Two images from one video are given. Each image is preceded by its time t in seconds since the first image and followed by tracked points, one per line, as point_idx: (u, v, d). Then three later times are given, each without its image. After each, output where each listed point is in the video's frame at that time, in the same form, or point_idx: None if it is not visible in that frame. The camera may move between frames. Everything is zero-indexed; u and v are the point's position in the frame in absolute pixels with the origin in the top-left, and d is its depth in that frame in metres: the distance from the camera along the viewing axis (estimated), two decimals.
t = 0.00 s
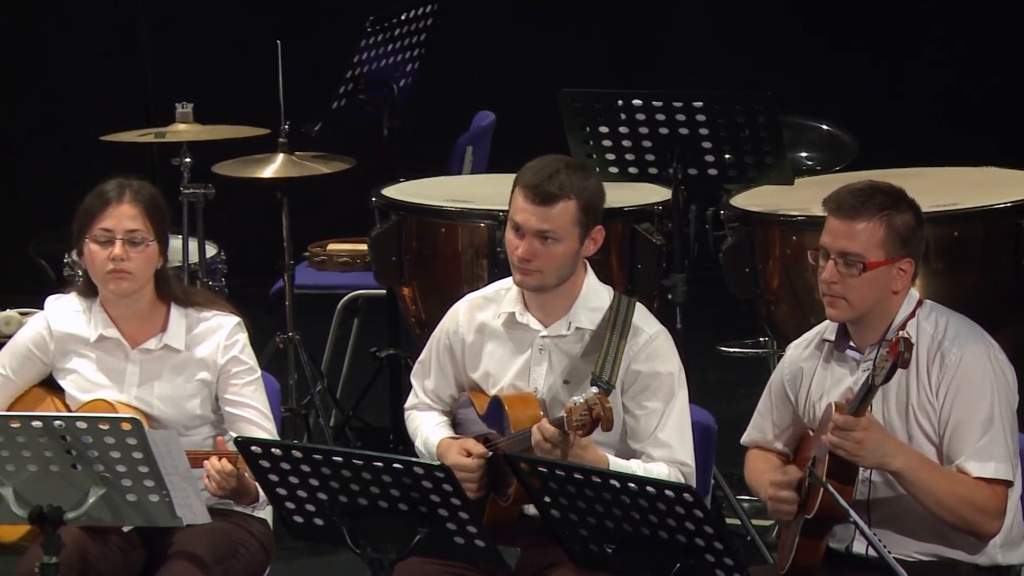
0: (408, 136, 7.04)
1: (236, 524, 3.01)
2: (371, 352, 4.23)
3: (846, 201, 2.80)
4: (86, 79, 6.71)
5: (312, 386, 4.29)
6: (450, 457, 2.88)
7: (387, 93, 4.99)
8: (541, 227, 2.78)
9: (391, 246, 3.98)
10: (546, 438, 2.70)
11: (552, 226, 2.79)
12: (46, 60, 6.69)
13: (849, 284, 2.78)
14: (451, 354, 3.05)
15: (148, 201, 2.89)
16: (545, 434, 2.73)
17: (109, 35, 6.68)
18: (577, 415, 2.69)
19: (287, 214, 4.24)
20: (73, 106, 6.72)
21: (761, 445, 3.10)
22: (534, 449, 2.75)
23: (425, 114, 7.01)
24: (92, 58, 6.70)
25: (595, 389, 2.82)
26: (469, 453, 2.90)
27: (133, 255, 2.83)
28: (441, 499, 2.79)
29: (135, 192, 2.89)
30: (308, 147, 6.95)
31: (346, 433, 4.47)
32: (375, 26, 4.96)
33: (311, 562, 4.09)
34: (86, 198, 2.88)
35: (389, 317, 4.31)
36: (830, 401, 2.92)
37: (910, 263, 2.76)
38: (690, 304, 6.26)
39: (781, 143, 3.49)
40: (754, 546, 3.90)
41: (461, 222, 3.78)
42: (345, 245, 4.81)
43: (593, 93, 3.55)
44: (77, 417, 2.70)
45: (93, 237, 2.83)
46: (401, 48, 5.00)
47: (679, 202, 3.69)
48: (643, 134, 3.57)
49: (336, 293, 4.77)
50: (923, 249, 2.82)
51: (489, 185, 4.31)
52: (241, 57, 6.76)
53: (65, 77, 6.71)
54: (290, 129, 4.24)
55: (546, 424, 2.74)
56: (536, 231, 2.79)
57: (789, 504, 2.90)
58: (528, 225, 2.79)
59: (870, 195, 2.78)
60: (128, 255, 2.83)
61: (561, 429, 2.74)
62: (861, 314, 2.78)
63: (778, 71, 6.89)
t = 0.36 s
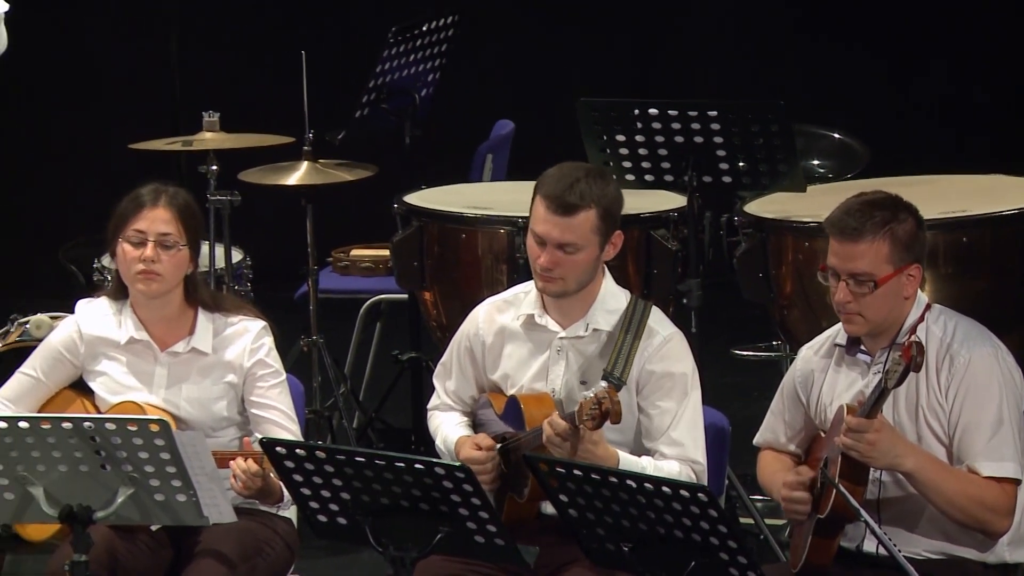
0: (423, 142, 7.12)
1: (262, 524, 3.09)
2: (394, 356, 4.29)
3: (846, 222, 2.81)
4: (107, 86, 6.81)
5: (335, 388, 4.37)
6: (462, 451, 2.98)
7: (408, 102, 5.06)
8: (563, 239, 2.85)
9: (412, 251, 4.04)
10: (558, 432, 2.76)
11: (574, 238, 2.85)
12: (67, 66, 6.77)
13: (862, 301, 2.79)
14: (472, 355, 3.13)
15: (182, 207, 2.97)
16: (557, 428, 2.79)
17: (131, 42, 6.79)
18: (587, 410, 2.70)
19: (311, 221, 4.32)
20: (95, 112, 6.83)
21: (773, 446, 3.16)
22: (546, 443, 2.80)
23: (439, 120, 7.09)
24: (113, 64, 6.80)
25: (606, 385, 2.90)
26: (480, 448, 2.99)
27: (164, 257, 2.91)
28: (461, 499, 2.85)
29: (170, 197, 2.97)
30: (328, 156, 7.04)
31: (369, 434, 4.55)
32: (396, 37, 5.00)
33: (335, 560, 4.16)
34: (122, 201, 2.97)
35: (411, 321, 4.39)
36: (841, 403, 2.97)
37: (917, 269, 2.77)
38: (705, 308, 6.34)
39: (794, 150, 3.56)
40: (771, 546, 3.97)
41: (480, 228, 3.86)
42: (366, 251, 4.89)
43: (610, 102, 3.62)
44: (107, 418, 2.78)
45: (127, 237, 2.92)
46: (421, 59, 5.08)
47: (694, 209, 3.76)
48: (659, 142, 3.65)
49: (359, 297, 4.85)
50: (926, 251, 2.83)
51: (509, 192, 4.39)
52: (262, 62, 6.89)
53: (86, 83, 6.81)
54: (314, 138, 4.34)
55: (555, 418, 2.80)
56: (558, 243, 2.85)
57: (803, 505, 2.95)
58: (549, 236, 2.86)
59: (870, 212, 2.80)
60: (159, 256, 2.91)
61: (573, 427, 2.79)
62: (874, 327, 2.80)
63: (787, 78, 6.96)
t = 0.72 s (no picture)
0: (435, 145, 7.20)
1: (282, 520, 3.16)
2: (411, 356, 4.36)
3: (854, 227, 2.87)
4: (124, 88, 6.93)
5: (354, 388, 4.45)
6: (485, 453, 3.02)
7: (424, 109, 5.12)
8: (579, 249, 2.93)
9: (429, 253, 4.13)
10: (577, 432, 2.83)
11: (589, 248, 2.93)
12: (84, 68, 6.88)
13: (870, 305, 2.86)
14: (487, 356, 3.20)
15: (208, 211, 3.07)
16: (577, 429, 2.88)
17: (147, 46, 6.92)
18: (608, 412, 2.80)
19: (331, 225, 4.40)
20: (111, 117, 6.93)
21: (782, 444, 3.23)
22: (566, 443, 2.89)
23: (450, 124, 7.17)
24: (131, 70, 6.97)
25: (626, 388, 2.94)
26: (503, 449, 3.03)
27: (190, 259, 3.01)
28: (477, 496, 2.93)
29: (198, 201, 3.08)
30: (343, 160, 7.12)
31: (387, 433, 4.63)
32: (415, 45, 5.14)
33: (354, 556, 4.25)
34: (151, 205, 3.08)
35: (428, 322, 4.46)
36: (848, 403, 3.04)
37: (923, 273, 2.84)
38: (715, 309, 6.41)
39: (802, 156, 3.62)
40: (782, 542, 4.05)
41: (496, 232, 3.93)
42: (385, 253, 4.98)
43: (622, 109, 3.68)
44: (133, 417, 2.84)
45: (155, 239, 3.02)
46: (438, 66, 5.15)
47: (705, 213, 3.84)
48: (671, 148, 3.71)
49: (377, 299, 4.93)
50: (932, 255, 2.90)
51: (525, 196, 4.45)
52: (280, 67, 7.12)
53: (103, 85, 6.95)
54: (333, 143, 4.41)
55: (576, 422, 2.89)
56: (574, 253, 2.93)
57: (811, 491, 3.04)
58: (566, 246, 2.93)
59: (878, 217, 2.86)
60: (185, 259, 3.01)
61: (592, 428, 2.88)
62: (881, 331, 2.87)
63: (794, 83, 7.03)
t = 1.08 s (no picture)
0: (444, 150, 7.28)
1: (299, 517, 3.23)
2: (425, 356, 4.43)
3: (856, 233, 2.95)
4: (138, 93, 7.01)
5: (369, 388, 4.52)
6: (496, 451, 3.11)
7: (438, 115, 5.22)
8: (587, 237, 3.01)
9: (442, 256, 4.21)
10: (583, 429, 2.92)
11: (597, 237, 3.01)
12: (99, 73, 6.97)
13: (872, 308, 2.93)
14: (500, 356, 3.28)
15: (229, 217, 3.18)
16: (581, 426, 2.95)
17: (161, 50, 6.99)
18: (611, 408, 2.86)
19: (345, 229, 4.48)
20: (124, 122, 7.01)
21: (786, 443, 3.30)
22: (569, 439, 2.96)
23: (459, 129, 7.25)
24: (144, 72, 7.01)
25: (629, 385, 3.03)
26: (514, 447, 3.12)
27: (211, 266, 3.12)
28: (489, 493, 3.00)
29: (220, 207, 3.18)
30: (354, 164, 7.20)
31: (402, 431, 4.70)
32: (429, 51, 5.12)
33: (370, 552, 4.31)
34: (175, 208, 3.19)
35: (441, 323, 4.54)
36: (850, 404, 3.10)
37: (924, 277, 2.91)
38: (724, 311, 6.48)
39: (807, 162, 3.69)
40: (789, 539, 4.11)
41: (508, 235, 4.01)
42: (399, 257, 5.04)
43: (631, 115, 3.77)
44: (152, 416, 2.92)
45: (177, 244, 3.13)
46: (451, 74, 5.24)
47: (712, 217, 3.92)
48: (678, 153, 3.80)
49: (391, 301, 5.00)
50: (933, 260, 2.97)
51: (535, 201, 4.52)
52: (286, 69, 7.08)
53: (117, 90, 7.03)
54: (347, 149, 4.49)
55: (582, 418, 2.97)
56: (582, 241, 3.02)
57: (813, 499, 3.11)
58: (574, 235, 3.02)
59: (880, 223, 2.93)
60: (206, 265, 3.12)
61: (597, 425, 2.94)
62: (883, 333, 2.94)
63: (799, 89, 7.10)
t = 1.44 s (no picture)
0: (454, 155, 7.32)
1: (316, 518, 3.28)
2: (440, 359, 4.48)
3: (866, 239, 2.98)
4: (150, 100, 7.08)
5: (384, 390, 4.57)
6: (513, 460, 3.12)
7: (453, 121, 5.28)
8: (604, 255, 3.06)
9: (457, 260, 4.26)
10: (604, 438, 2.99)
11: (614, 253, 3.06)
12: (112, 79, 7.02)
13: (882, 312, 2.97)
14: (514, 359, 3.33)
15: (249, 225, 3.23)
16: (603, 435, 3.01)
17: (171, 54, 7.05)
18: (633, 417, 2.92)
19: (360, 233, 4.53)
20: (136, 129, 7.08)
21: (796, 445, 3.33)
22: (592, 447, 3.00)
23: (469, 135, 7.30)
24: (155, 78, 7.06)
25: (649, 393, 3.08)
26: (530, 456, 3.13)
27: (230, 273, 3.18)
28: (502, 494, 3.03)
29: (239, 214, 3.23)
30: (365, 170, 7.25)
31: (416, 433, 4.74)
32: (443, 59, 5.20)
33: (385, 553, 4.35)
34: (194, 216, 3.24)
35: (456, 326, 4.58)
36: (861, 407, 3.15)
37: (932, 281, 2.94)
38: (733, 316, 6.51)
39: (815, 166, 3.75)
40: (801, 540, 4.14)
41: (521, 240, 4.06)
42: (413, 261, 5.09)
43: (643, 122, 3.80)
44: (171, 418, 2.96)
45: (198, 253, 3.19)
46: (466, 80, 5.30)
47: (723, 222, 3.96)
48: (690, 159, 3.85)
49: (405, 304, 5.04)
50: (940, 263, 3.00)
51: (548, 205, 4.56)
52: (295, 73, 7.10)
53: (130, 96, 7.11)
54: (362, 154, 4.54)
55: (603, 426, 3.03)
56: (599, 258, 3.06)
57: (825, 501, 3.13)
58: (592, 252, 3.07)
59: (889, 229, 2.96)
60: (226, 272, 3.18)
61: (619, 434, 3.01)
62: (892, 337, 2.98)
63: (806, 96, 7.16)
